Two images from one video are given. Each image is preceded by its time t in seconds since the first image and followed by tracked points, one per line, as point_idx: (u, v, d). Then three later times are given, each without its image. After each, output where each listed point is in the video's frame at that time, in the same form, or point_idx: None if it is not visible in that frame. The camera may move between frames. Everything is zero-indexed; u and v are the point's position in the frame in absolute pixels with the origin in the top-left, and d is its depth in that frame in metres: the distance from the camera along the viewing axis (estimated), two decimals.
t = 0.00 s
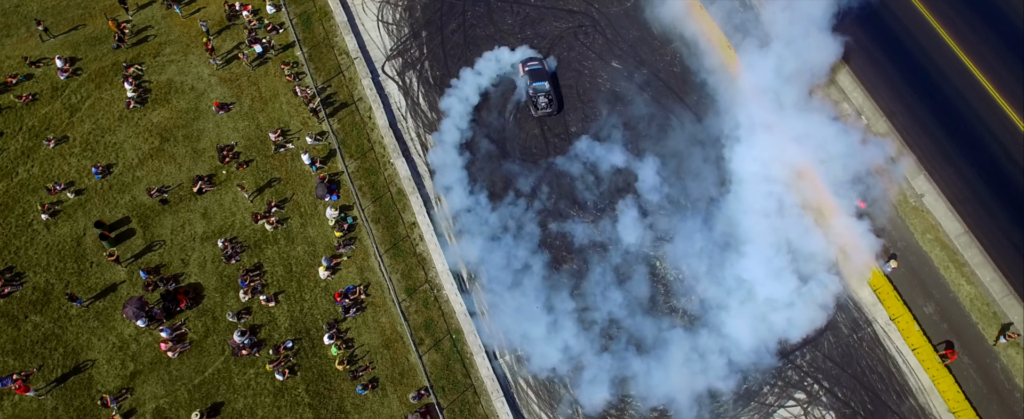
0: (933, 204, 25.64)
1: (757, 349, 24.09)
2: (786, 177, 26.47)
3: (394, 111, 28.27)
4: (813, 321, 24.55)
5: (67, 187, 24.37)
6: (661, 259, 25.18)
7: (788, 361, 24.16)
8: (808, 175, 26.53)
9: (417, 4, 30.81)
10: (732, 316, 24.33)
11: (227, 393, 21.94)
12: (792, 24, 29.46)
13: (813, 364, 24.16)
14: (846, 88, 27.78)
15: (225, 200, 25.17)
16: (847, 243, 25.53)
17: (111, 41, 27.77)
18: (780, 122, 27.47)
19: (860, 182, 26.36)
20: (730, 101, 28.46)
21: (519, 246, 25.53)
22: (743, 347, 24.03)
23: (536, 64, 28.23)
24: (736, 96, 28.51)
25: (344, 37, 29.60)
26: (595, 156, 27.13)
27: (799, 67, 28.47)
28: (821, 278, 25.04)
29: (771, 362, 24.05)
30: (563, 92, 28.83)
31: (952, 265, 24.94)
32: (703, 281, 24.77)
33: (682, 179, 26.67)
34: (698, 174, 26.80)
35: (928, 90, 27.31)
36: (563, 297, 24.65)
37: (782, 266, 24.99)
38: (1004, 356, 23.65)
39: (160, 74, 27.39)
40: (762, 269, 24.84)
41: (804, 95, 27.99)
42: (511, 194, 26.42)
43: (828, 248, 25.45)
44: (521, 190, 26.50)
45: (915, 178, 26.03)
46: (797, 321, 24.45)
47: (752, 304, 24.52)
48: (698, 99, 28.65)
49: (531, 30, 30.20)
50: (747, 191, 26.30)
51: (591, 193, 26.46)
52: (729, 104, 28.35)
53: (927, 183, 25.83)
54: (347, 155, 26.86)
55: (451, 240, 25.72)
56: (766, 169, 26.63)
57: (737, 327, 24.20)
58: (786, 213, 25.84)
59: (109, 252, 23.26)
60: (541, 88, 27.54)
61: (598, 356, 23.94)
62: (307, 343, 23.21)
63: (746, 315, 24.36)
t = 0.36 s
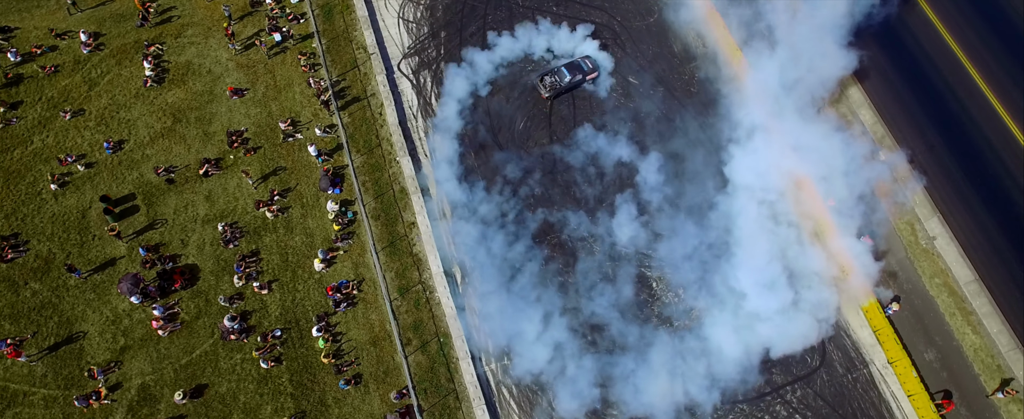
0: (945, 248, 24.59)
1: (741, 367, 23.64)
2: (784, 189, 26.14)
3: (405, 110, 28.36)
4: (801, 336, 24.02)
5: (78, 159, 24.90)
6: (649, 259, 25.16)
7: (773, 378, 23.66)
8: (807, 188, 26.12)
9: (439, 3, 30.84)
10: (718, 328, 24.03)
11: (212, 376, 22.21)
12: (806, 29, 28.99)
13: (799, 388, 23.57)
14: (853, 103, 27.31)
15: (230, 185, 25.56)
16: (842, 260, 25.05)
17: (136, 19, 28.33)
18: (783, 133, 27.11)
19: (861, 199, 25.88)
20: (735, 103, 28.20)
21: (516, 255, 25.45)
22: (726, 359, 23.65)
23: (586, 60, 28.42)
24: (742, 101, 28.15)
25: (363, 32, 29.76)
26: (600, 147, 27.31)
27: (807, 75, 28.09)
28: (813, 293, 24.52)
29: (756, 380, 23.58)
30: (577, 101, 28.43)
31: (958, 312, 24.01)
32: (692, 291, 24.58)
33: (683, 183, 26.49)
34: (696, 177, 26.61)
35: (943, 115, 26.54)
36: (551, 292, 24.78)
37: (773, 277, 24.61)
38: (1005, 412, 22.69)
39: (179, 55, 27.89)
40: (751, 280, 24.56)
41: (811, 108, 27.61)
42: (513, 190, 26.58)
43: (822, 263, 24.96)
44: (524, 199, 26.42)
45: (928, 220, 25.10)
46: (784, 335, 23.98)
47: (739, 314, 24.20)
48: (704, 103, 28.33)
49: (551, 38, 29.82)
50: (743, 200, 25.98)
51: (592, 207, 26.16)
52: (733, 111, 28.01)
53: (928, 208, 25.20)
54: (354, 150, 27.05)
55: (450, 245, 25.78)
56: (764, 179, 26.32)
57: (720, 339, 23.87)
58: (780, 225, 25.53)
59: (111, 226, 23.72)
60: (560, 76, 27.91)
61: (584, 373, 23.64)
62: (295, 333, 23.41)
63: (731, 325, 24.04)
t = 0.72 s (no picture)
0: (949, 290, 23.67)
1: (722, 376, 23.34)
2: (778, 196, 25.82)
3: (412, 109, 28.38)
4: (784, 346, 23.57)
5: (87, 135, 25.41)
6: (636, 252, 25.09)
7: (752, 390, 23.33)
8: (803, 196, 25.75)
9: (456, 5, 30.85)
10: (700, 333, 23.75)
11: (196, 359, 22.50)
12: (817, 33, 28.68)
13: (779, 403, 23.16)
14: (858, 113, 26.89)
15: (232, 171, 25.84)
16: (833, 272, 24.60)
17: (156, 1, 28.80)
18: (783, 139, 26.78)
19: (857, 211, 25.39)
20: (738, 105, 27.87)
21: (507, 261, 25.27)
22: (707, 365, 23.39)
23: (619, 72, 27.68)
24: (745, 102, 27.87)
25: (378, 28, 29.90)
26: (600, 139, 27.22)
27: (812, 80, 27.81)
28: (800, 303, 24.09)
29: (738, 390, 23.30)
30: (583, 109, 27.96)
31: (957, 357, 23.14)
32: (676, 291, 24.46)
33: (682, 183, 26.21)
34: (692, 175, 26.37)
35: (950, 133, 26.01)
36: (537, 285, 24.78)
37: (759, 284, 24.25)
38: None
39: (195, 39, 28.30)
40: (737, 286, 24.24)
41: (814, 115, 27.26)
42: (508, 185, 26.57)
43: (812, 274, 24.53)
44: (520, 207, 26.11)
45: (934, 260, 24.16)
46: (766, 343, 23.55)
47: (722, 319, 23.91)
48: (707, 100, 28.07)
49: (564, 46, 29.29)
50: (737, 208, 25.64)
51: (589, 220, 25.76)
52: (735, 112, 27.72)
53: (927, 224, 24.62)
54: (357, 146, 27.19)
55: (444, 247, 25.77)
56: (759, 183, 26.03)
57: (701, 345, 23.60)
58: (771, 232, 25.22)
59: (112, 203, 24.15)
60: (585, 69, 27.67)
61: (565, 388, 23.43)
62: (282, 323, 23.62)
63: (714, 330, 23.75)
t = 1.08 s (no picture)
0: (947, 333, 22.83)
1: (701, 377, 23.26)
2: (772, 202, 26.06)
3: (418, 109, 28.52)
4: (765, 350, 23.48)
5: (96, 113, 25.92)
6: (623, 245, 25.44)
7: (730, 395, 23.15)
8: (797, 203, 25.91)
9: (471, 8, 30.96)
10: (683, 331, 23.80)
11: (180, 342, 22.80)
12: (829, 47, 28.95)
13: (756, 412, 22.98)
14: (863, 130, 26.75)
15: (234, 159, 26.15)
16: (820, 280, 24.56)
17: None
18: (783, 146, 27.07)
19: (851, 224, 25.44)
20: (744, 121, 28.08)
21: (498, 268, 25.33)
22: (687, 365, 23.37)
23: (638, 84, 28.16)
24: (748, 108, 28.30)
25: (391, 26, 30.08)
26: (600, 126, 28.02)
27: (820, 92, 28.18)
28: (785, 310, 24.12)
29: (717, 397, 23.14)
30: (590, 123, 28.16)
31: (949, 402, 22.47)
32: (660, 284, 24.70)
33: (682, 196, 26.34)
34: (688, 174, 26.83)
35: (954, 150, 25.85)
36: (525, 273, 25.11)
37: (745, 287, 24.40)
38: None
39: (210, 25, 28.75)
40: (723, 288, 24.43)
41: (816, 126, 27.51)
42: (506, 190, 26.73)
43: (800, 281, 24.58)
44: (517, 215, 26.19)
45: (934, 301, 23.39)
46: (748, 347, 23.48)
47: (704, 319, 24.02)
48: (710, 101, 28.73)
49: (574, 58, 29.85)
50: (731, 216, 25.83)
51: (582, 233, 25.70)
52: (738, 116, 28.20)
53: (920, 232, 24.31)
54: (360, 142, 27.37)
55: (436, 250, 25.77)
56: (754, 189, 26.35)
57: (681, 344, 23.64)
58: (762, 238, 25.42)
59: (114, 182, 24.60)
60: (604, 75, 28.44)
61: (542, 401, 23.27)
62: (268, 313, 23.84)
63: (695, 330, 23.81)
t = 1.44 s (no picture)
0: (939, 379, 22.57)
1: (678, 376, 23.51)
2: (766, 205, 26.12)
3: (424, 110, 28.71)
4: (748, 356, 23.61)
5: (106, 92, 26.46)
6: (614, 237, 25.87)
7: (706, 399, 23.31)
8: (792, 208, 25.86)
9: (485, 12, 31.14)
10: (665, 329, 24.18)
11: (167, 323, 23.18)
12: (839, 58, 28.71)
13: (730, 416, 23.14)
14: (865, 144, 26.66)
15: (236, 146, 26.52)
16: (808, 288, 24.45)
17: None
18: (783, 150, 27.04)
19: (846, 232, 25.25)
20: (746, 130, 27.94)
21: (488, 275, 25.45)
22: (666, 364, 23.65)
23: (650, 96, 28.05)
24: (751, 109, 28.35)
25: (404, 24, 30.23)
26: (609, 114, 28.62)
27: (827, 98, 28.02)
28: (768, 315, 24.23)
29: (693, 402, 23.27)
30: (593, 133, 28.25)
31: None
32: (644, 281, 25.11)
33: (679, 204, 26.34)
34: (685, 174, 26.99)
35: (960, 169, 25.62)
36: (515, 262, 25.61)
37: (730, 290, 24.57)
38: None
39: (225, 13, 29.23)
40: (708, 289, 24.67)
41: (820, 132, 27.40)
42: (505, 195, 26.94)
43: (786, 287, 24.64)
44: (513, 222, 26.31)
45: (930, 344, 23.08)
46: (727, 350, 23.68)
47: (687, 318, 24.31)
48: (713, 99, 28.79)
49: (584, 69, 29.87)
50: (724, 220, 25.92)
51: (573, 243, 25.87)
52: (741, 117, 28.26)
53: (911, 248, 24.35)
54: (361, 138, 27.54)
55: (428, 253, 25.92)
56: (749, 191, 26.47)
57: (662, 344, 23.97)
58: (752, 241, 25.54)
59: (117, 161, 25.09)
60: (618, 87, 28.43)
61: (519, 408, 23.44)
62: (255, 302, 24.12)
63: (677, 329, 24.15)
